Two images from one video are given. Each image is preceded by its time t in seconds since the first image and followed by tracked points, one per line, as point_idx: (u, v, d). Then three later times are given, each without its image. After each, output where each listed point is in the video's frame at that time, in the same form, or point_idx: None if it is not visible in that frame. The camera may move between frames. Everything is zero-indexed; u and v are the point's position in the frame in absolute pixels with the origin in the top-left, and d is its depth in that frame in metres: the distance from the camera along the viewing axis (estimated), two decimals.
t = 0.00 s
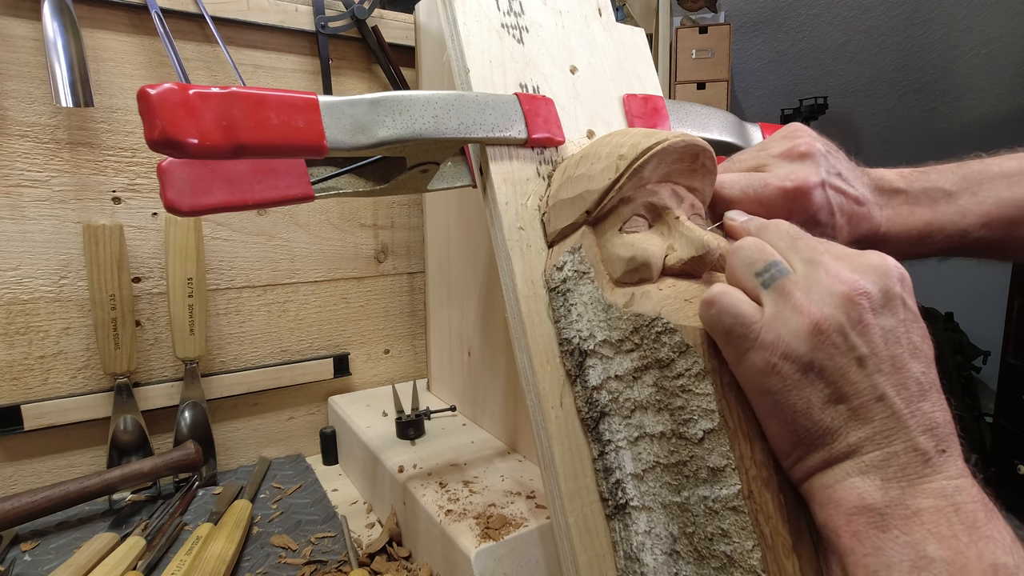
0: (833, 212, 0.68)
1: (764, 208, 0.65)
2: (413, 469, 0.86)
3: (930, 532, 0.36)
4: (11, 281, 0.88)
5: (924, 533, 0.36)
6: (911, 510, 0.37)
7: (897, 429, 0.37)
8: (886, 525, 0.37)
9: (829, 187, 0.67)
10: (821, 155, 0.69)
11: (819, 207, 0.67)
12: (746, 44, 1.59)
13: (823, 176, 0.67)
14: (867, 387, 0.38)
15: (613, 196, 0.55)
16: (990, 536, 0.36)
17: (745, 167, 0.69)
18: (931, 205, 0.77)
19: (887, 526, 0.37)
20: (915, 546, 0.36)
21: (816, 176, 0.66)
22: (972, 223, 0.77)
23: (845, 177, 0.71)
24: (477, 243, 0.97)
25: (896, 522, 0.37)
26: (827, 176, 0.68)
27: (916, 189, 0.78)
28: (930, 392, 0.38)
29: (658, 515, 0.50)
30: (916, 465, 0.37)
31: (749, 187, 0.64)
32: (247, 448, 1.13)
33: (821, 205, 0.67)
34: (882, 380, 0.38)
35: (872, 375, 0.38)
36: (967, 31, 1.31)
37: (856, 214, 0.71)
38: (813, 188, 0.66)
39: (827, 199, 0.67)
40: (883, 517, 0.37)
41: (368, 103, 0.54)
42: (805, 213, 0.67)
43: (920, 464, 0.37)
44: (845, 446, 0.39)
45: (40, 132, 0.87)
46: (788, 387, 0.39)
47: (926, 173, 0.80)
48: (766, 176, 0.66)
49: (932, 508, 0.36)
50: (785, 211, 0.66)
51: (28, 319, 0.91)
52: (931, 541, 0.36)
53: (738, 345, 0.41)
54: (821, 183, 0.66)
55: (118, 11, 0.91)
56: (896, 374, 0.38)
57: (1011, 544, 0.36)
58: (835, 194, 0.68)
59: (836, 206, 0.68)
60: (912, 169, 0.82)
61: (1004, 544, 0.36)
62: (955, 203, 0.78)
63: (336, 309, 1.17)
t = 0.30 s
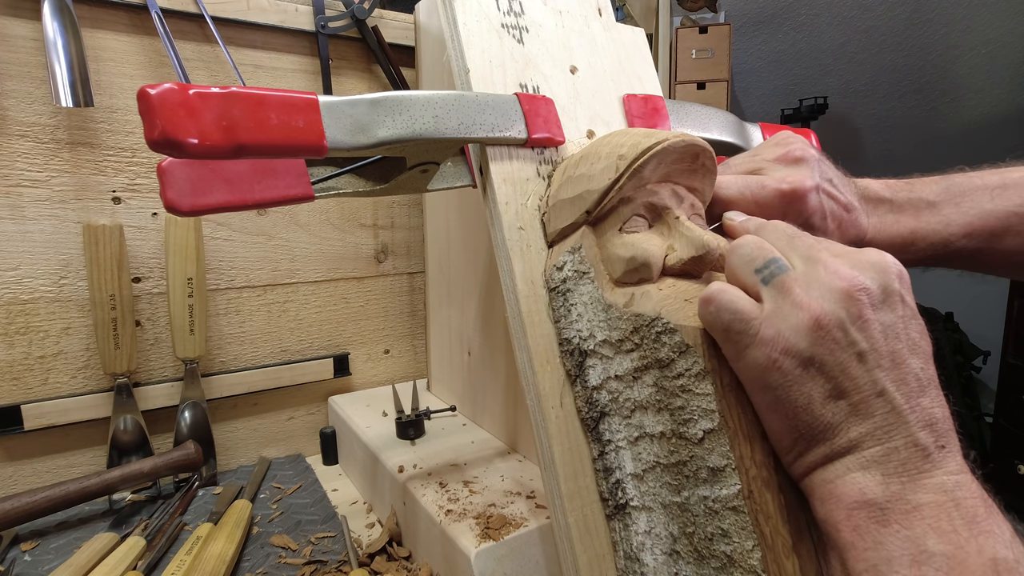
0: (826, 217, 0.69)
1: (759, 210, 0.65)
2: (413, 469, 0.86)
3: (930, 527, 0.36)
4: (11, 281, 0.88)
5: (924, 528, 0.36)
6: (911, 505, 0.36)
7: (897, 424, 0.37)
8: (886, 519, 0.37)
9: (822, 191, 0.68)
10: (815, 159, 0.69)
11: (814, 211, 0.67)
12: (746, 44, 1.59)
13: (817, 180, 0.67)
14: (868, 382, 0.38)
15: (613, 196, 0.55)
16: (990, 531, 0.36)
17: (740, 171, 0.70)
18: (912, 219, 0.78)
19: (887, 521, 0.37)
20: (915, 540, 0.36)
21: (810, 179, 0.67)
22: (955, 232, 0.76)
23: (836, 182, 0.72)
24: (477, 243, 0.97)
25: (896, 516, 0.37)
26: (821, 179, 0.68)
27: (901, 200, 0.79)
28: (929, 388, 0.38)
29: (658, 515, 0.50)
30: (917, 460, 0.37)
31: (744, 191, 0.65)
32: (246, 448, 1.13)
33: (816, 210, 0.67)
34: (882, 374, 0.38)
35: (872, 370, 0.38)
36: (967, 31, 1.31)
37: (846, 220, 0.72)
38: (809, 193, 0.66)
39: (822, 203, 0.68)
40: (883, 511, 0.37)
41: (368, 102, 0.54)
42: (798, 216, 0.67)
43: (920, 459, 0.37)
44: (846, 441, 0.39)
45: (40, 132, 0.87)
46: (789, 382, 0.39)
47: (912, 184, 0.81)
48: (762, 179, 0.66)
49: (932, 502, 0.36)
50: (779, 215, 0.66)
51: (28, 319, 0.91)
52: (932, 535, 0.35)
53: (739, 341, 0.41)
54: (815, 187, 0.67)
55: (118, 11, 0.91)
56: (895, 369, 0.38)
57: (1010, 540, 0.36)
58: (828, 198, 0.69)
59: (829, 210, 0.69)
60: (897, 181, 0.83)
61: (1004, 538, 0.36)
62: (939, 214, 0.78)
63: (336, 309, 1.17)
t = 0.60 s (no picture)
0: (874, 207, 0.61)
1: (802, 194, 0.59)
2: (413, 469, 0.86)
3: (928, 560, 0.36)
4: (11, 281, 0.88)
5: (922, 562, 0.36)
6: (910, 538, 0.37)
7: (903, 458, 0.37)
8: (884, 552, 0.37)
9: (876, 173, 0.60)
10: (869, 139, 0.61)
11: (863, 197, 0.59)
12: (746, 44, 1.59)
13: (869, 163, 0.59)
14: (879, 415, 0.38)
15: (613, 196, 0.55)
16: (989, 563, 0.36)
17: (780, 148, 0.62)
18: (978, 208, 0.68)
19: (885, 554, 0.37)
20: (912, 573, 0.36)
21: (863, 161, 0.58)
22: None
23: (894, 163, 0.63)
24: (477, 243, 0.97)
25: (894, 549, 0.37)
26: (876, 165, 0.60)
27: (969, 183, 0.69)
28: (939, 422, 0.38)
29: (658, 515, 0.50)
30: (921, 495, 0.37)
31: (788, 172, 0.58)
32: (247, 448, 1.13)
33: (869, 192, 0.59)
34: (894, 410, 0.38)
35: (884, 404, 0.38)
36: (967, 31, 1.30)
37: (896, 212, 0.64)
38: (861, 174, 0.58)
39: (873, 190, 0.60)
40: (881, 544, 0.38)
41: (368, 102, 0.54)
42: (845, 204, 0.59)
43: (924, 493, 0.37)
44: (849, 469, 0.39)
45: (40, 132, 0.87)
46: (796, 409, 0.40)
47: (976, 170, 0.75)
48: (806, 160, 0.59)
49: (931, 535, 0.37)
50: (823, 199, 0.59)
51: (28, 319, 0.91)
52: (930, 568, 0.36)
53: (751, 361, 0.41)
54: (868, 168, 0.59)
55: (118, 11, 0.91)
56: (908, 406, 0.38)
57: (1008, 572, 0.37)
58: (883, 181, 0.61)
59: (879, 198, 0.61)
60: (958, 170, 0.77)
61: (1001, 570, 0.36)
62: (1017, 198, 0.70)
63: (336, 309, 1.17)
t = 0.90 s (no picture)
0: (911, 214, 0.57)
1: (826, 194, 0.58)
2: (413, 469, 0.86)
3: None
4: (11, 281, 0.88)
5: None
6: (908, 555, 0.37)
7: (902, 474, 0.37)
8: (881, 569, 0.37)
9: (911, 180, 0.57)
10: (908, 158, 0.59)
11: (895, 201, 0.56)
12: (746, 44, 1.59)
13: (899, 167, 0.57)
14: (878, 432, 0.38)
15: (613, 196, 0.55)
16: None
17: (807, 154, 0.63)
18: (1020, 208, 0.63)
19: (881, 570, 0.37)
20: None
21: (891, 167, 0.57)
22: None
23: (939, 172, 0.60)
24: (477, 244, 0.97)
25: (891, 565, 0.37)
26: (912, 173, 0.58)
27: None
28: (942, 438, 0.38)
29: (658, 515, 0.50)
30: (920, 512, 0.37)
31: (816, 167, 0.58)
32: (246, 448, 1.13)
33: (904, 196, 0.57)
34: (895, 426, 0.37)
35: (884, 420, 0.37)
36: (967, 31, 1.30)
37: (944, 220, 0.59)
38: (888, 178, 0.56)
39: (907, 197, 0.57)
40: (878, 561, 0.37)
41: (368, 102, 0.54)
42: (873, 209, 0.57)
43: (924, 510, 0.37)
44: (846, 483, 0.39)
45: (40, 132, 0.87)
46: (793, 421, 0.40)
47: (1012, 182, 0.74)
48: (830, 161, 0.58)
49: (931, 553, 0.37)
50: (848, 202, 0.57)
51: (28, 319, 0.91)
52: None
53: (752, 371, 0.40)
54: (898, 173, 0.57)
55: (118, 11, 0.91)
56: (909, 422, 0.38)
57: None
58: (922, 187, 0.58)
59: (919, 205, 0.57)
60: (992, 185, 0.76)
61: None
62: None
63: (336, 309, 1.17)
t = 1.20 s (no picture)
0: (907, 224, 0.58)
1: (824, 203, 0.58)
2: (413, 469, 0.86)
3: None
4: (11, 281, 0.88)
5: None
6: (909, 552, 0.37)
7: (900, 469, 0.37)
8: (883, 566, 0.37)
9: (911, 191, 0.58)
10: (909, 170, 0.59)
11: (892, 210, 0.57)
12: (746, 45, 1.59)
13: (898, 178, 0.58)
14: (875, 427, 0.38)
15: (613, 196, 0.55)
16: None
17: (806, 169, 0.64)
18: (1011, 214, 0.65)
19: (882, 567, 0.37)
20: None
21: (892, 177, 0.57)
22: None
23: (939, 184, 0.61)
24: (477, 244, 0.97)
25: (893, 563, 0.37)
26: (912, 185, 0.58)
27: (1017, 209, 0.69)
28: (937, 432, 0.38)
29: (658, 515, 0.50)
30: (919, 508, 0.37)
31: (813, 180, 0.58)
32: (246, 448, 1.13)
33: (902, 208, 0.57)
34: (891, 419, 0.38)
35: (881, 414, 0.38)
36: (967, 31, 1.31)
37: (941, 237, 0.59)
38: (888, 189, 0.57)
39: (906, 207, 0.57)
40: (879, 558, 0.38)
41: (368, 102, 0.54)
42: (871, 218, 0.58)
43: (923, 506, 0.37)
44: (846, 481, 0.39)
45: (40, 132, 0.87)
46: (791, 421, 0.40)
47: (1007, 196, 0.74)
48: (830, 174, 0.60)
49: (931, 550, 0.37)
50: (846, 211, 0.58)
51: (28, 319, 0.91)
52: None
53: (752, 376, 0.40)
54: (898, 185, 0.57)
55: (118, 11, 0.91)
56: (904, 415, 0.38)
57: None
58: (922, 199, 0.58)
59: (918, 215, 0.58)
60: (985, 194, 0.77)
61: None
62: None
63: (336, 309, 1.17)
